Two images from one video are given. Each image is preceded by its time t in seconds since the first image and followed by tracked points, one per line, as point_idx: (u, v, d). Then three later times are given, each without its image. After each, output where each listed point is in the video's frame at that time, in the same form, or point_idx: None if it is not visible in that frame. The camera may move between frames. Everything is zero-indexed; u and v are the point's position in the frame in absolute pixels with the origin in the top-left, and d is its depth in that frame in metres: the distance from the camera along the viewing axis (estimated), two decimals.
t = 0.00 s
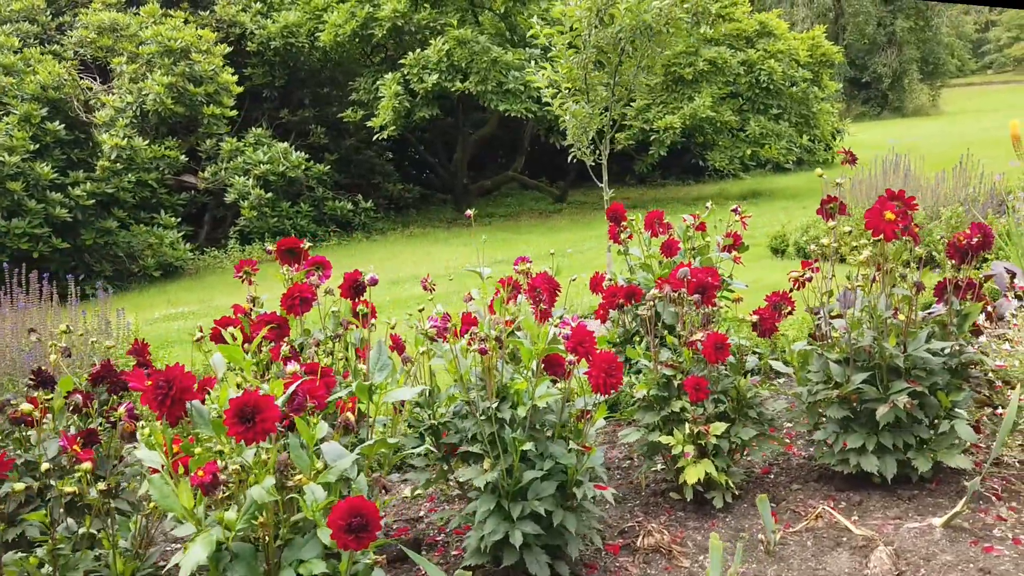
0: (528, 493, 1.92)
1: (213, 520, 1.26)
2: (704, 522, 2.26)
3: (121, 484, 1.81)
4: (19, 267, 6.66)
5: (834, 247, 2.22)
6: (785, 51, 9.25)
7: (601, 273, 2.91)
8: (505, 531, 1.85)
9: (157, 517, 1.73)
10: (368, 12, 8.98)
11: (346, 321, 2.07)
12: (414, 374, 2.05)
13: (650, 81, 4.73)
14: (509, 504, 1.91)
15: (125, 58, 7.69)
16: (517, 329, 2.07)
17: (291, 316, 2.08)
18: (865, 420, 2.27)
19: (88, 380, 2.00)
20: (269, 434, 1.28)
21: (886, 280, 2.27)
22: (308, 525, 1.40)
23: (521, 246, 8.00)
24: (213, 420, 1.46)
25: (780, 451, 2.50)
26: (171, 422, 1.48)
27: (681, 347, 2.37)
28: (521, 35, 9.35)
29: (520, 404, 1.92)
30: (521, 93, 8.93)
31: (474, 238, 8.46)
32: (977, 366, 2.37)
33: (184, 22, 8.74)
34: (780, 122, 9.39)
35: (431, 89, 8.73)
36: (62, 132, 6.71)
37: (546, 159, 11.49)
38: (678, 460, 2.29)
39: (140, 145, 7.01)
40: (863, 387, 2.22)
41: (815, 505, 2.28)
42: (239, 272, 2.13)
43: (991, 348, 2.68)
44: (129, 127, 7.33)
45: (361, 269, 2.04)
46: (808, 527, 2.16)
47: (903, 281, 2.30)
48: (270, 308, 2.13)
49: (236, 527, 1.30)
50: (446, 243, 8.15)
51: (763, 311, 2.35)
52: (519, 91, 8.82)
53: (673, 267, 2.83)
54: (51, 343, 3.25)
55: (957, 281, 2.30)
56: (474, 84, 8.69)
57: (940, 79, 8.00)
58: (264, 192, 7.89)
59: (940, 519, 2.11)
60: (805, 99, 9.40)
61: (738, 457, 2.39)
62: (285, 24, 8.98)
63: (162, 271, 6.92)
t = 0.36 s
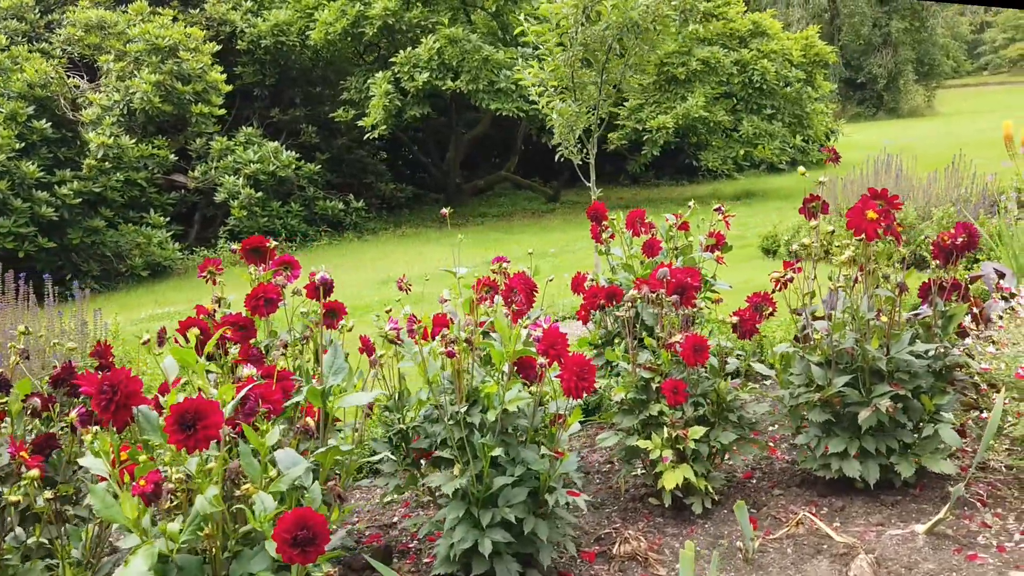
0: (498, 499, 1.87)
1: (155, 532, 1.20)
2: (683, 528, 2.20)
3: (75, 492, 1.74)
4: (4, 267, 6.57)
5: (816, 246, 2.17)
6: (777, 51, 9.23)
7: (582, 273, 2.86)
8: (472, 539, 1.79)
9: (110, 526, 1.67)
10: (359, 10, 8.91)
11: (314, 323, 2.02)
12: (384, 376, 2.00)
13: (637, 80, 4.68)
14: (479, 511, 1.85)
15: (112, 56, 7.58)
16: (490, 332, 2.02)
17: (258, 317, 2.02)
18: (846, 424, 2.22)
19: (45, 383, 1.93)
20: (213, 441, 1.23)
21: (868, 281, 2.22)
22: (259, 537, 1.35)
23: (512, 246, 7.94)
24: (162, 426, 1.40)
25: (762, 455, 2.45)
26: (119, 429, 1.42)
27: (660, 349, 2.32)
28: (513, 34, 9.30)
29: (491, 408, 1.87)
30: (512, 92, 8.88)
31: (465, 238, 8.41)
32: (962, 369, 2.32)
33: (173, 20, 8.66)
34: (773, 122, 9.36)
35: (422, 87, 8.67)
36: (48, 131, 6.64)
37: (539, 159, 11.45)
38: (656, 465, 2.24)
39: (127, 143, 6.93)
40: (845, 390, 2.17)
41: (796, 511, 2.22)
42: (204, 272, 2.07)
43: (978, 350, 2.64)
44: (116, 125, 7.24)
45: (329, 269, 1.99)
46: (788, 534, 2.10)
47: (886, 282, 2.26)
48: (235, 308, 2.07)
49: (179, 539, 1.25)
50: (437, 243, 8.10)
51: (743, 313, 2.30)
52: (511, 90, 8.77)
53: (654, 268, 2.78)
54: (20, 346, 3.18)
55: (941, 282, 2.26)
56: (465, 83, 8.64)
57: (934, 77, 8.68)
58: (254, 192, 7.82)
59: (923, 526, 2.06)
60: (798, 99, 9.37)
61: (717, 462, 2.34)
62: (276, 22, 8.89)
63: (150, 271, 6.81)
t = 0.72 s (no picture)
0: (474, 517, 1.81)
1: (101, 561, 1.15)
2: (667, 543, 2.15)
3: (34, 511, 1.68)
4: None
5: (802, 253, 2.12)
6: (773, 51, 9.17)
7: (568, 279, 2.80)
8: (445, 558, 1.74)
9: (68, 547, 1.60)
10: (352, 10, 8.84)
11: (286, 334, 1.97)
12: (357, 388, 1.94)
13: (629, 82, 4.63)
14: (454, 529, 1.79)
15: (101, 57, 7.50)
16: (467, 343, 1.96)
17: (227, 327, 1.96)
18: (834, 435, 2.16)
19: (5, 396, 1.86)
20: (160, 466, 1.16)
21: (856, 288, 2.16)
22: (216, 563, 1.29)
23: (506, 247, 7.89)
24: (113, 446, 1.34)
25: (750, 466, 2.39)
26: (70, 449, 1.36)
27: (644, 359, 2.25)
28: (507, 34, 9.23)
29: (466, 422, 1.81)
30: (506, 93, 8.82)
31: (459, 239, 8.35)
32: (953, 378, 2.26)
33: (164, 21, 8.59)
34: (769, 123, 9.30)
35: (415, 88, 8.61)
36: (37, 132, 6.57)
37: (534, 160, 11.39)
38: (640, 478, 2.18)
39: (117, 144, 6.86)
40: (833, 402, 2.11)
41: (784, 525, 2.16)
42: (172, 281, 2.02)
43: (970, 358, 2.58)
44: (105, 126, 7.17)
45: (300, 277, 1.93)
46: (774, 550, 2.05)
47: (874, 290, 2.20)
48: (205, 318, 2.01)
49: (128, 568, 1.19)
50: (430, 245, 8.04)
51: (729, 321, 2.25)
52: (505, 91, 8.70)
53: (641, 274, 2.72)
54: None
55: (931, 290, 2.20)
56: (458, 83, 8.58)
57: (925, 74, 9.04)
58: (246, 193, 7.74)
59: (913, 541, 2.01)
60: (794, 100, 9.31)
61: (702, 475, 2.28)
62: (268, 22, 8.81)
63: (140, 272, 6.74)
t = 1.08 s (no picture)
0: (451, 536, 1.77)
1: None
2: (652, 560, 2.10)
3: None
4: None
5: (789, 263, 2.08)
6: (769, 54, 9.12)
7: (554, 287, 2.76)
8: None
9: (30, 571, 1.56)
10: (344, 11, 8.76)
11: (259, 348, 1.90)
12: (332, 404, 1.89)
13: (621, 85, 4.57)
14: (431, 549, 1.75)
15: (91, 58, 7.41)
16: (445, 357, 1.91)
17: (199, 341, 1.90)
18: (822, 450, 2.12)
19: None
20: (112, 495, 1.12)
21: (845, 300, 2.12)
22: None
23: (500, 250, 7.84)
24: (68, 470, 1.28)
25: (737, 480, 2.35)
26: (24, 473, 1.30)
27: (629, 371, 2.21)
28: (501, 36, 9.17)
29: (442, 439, 1.76)
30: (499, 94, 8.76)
31: (452, 242, 8.30)
32: (942, 391, 2.22)
33: (155, 22, 8.51)
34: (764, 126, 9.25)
35: (408, 90, 8.55)
36: (26, 134, 6.50)
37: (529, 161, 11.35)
38: (624, 494, 2.14)
39: (107, 147, 6.79)
40: (821, 416, 2.06)
41: (771, 542, 2.12)
42: (144, 294, 1.97)
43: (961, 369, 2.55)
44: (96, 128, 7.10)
45: (274, 291, 1.88)
46: (761, 568, 2.00)
47: (863, 301, 2.16)
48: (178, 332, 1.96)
49: None
50: (422, 249, 7.99)
51: (715, 333, 2.20)
52: (498, 93, 8.64)
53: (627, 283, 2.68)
54: None
55: (921, 301, 2.16)
56: (452, 85, 8.52)
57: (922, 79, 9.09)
58: (238, 196, 7.67)
59: (902, 559, 1.96)
60: (789, 102, 9.26)
61: (688, 489, 2.24)
62: (260, 23, 8.73)
63: (131, 275, 6.67)
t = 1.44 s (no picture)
0: (425, 548, 1.73)
1: None
2: (633, 570, 2.07)
3: None
4: None
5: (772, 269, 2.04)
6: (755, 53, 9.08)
7: (539, 292, 2.72)
8: None
9: None
10: (338, 12, 8.72)
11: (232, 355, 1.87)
12: (305, 413, 1.85)
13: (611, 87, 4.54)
14: (404, 561, 1.71)
15: (82, 59, 7.36)
16: (421, 365, 1.87)
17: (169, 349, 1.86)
18: (806, 459, 2.09)
19: None
20: (59, 512, 1.10)
21: (829, 306, 2.09)
22: None
23: (493, 252, 7.82)
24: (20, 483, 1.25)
25: (722, 487, 2.31)
26: None
27: (611, 378, 2.17)
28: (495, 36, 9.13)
29: (416, 450, 1.72)
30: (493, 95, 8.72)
31: (446, 244, 8.26)
32: (929, 399, 2.19)
33: (148, 22, 8.47)
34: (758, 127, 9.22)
35: (401, 91, 8.52)
36: (16, 135, 6.46)
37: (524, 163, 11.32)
38: (605, 503, 2.10)
39: (97, 148, 6.74)
40: (805, 424, 2.03)
41: (754, 552, 2.08)
42: (113, 300, 1.93)
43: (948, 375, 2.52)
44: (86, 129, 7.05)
45: (245, 297, 1.85)
46: None
47: (847, 307, 2.13)
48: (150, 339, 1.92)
49: None
50: (415, 251, 7.95)
51: (698, 339, 2.17)
52: (491, 94, 8.60)
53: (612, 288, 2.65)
54: None
55: (906, 308, 2.13)
56: (445, 87, 8.49)
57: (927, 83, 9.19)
58: (230, 197, 7.63)
59: (885, 570, 1.93)
60: (783, 104, 9.24)
61: (670, 499, 2.21)
62: (253, 24, 8.68)
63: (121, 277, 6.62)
